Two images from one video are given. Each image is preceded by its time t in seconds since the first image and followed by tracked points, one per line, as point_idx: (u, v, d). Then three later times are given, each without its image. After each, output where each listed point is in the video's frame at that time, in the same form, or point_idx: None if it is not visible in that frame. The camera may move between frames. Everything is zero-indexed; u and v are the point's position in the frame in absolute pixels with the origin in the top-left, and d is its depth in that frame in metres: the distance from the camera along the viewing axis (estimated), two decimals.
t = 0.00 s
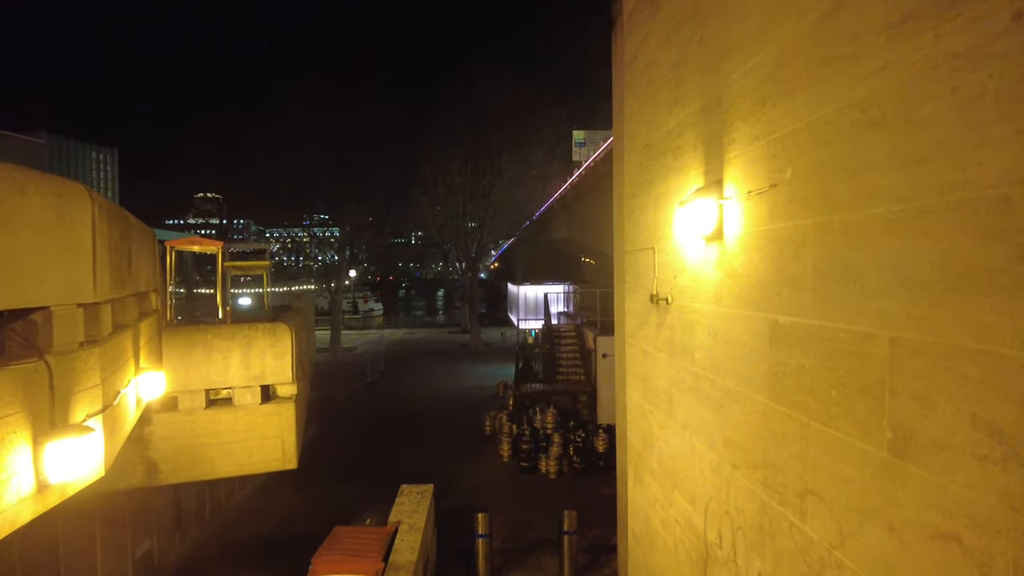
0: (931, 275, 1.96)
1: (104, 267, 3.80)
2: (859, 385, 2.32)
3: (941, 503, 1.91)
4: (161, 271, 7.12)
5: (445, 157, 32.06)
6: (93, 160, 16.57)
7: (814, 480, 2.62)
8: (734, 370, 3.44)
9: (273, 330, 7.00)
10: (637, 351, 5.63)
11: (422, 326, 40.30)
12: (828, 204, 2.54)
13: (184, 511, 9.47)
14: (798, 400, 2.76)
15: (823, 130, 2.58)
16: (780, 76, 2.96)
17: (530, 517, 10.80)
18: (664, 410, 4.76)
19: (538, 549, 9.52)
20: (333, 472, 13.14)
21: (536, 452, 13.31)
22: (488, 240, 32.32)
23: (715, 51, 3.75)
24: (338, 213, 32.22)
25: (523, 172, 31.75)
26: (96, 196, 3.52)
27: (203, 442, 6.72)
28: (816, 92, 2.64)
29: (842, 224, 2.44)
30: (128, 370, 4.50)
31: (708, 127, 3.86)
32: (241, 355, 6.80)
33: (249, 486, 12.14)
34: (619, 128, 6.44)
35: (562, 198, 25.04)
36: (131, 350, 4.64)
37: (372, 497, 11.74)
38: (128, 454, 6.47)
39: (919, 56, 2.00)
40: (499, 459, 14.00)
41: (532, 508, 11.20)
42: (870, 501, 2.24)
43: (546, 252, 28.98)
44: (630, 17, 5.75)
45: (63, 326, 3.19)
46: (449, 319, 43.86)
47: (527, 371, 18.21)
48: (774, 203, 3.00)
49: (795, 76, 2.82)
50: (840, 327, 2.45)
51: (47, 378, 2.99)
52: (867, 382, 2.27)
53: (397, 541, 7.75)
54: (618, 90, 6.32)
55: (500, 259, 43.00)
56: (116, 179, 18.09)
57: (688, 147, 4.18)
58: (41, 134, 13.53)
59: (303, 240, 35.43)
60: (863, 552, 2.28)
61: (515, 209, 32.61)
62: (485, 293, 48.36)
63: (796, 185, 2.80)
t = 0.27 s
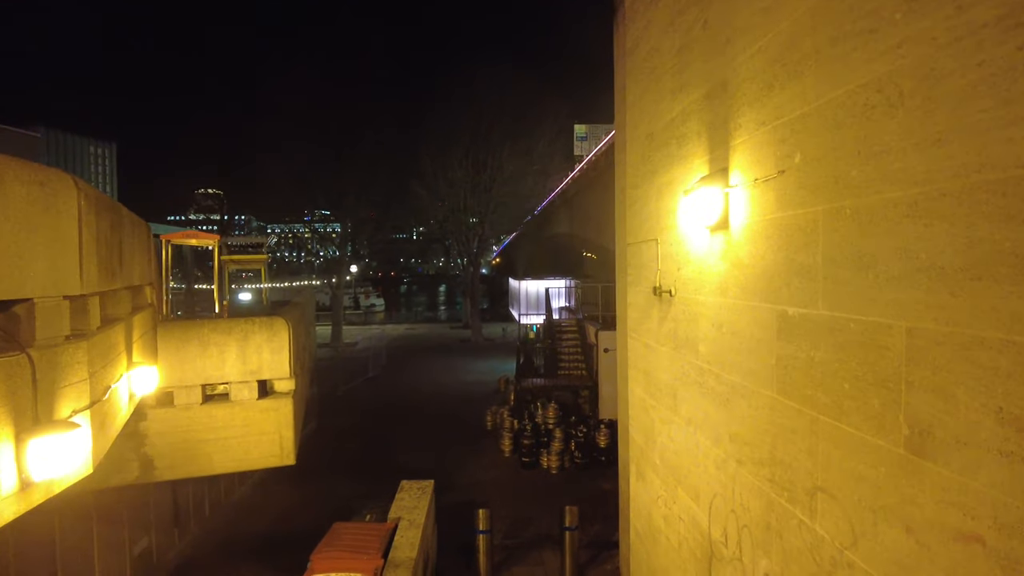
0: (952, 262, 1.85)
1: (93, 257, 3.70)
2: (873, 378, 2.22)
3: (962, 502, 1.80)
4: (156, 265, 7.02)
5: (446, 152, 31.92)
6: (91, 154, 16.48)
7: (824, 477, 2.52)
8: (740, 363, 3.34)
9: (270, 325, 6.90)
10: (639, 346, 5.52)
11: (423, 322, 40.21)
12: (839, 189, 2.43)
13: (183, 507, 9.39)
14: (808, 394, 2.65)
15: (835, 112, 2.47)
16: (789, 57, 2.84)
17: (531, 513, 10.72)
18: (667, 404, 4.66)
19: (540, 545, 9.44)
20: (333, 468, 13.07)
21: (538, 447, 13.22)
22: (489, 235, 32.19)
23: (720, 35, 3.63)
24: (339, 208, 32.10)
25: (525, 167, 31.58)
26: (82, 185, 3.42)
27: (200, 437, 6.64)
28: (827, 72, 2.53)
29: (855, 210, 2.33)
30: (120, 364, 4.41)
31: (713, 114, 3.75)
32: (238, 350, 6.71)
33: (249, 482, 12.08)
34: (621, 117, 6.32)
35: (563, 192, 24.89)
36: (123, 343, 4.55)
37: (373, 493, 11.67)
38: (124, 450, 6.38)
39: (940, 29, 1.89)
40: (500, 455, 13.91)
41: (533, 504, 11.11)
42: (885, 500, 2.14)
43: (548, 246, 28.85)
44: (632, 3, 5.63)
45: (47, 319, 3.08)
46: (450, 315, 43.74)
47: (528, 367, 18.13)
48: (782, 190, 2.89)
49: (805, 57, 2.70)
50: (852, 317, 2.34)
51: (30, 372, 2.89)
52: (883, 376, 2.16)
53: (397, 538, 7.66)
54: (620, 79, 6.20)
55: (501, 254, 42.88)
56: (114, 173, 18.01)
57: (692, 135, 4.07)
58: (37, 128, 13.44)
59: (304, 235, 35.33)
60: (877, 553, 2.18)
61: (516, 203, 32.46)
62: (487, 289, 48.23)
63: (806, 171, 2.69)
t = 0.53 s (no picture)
0: (983, 236, 1.75)
1: (86, 242, 3.61)
2: (894, 361, 2.11)
3: (994, 491, 1.70)
4: (153, 255, 6.91)
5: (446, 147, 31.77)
6: (89, 148, 16.40)
7: (842, 467, 2.42)
8: (751, 351, 3.23)
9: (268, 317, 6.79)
10: (644, 336, 5.43)
11: (424, 318, 40.10)
12: (858, 165, 2.32)
13: (182, 502, 9.29)
14: (824, 381, 2.55)
15: (852, 85, 2.37)
16: (804, 31, 2.73)
17: (532, 508, 10.62)
18: (673, 395, 4.56)
19: (541, 541, 9.34)
20: (333, 463, 12.99)
21: (539, 443, 13.12)
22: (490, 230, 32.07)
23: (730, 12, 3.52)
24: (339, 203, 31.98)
25: (526, 162, 31.45)
26: (70, 167, 3.30)
27: (197, 431, 6.54)
28: (846, 43, 2.42)
29: (875, 185, 2.23)
30: (113, 354, 4.31)
31: (722, 95, 3.64)
32: (236, 342, 6.61)
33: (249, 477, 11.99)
34: (625, 105, 6.21)
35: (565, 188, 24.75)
36: (117, 333, 4.46)
37: (373, 488, 11.58)
38: (121, 442, 6.29)
39: None
40: (501, 450, 13.82)
41: (535, 499, 11.02)
42: (908, 490, 2.03)
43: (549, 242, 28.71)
44: None
45: (31, 304, 2.97)
46: (451, 311, 43.65)
47: (529, 362, 18.02)
48: (796, 170, 2.78)
49: (820, 30, 2.60)
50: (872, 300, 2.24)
51: (15, 359, 2.78)
52: (906, 358, 2.06)
53: (397, 533, 7.56)
54: (624, 67, 6.09)
55: (502, 250, 42.74)
56: (113, 167, 17.92)
57: (700, 117, 3.96)
58: (34, 121, 13.33)
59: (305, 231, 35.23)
60: (900, 545, 2.07)
61: (517, 199, 32.32)
62: (488, 285, 48.11)
63: (822, 148, 2.58)
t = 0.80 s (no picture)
0: None
1: (74, 233, 3.50)
2: (923, 353, 1.99)
3: None
4: (148, 250, 6.79)
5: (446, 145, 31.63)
6: (87, 146, 16.30)
7: (864, 464, 2.30)
8: (765, 345, 3.11)
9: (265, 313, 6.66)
10: (649, 333, 5.31)
11: (424, 318, 39.97)
12: (882, 146, 2.20)
13: (178, 502, 9.17)
14: (844, 374, 2.43)
15: (876, 62, 2.25)
16: (823, 8, 2.61)
17: (533, 508, 10.50)
18: (680, 392, 4.44)
19: (543, 541, 9.22)
20: (332, 463, 12.86)
21: (540, 442, 13.00)
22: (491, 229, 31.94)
23: None
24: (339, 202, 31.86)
25: (527, 161, 31.33)
26: (57, 154, 3.18)
27: (193, 429, 6.41)
28: (869, 19, 2.30)
29: (901, 167, 2.11)
30: (104, 349, 4.19)
31: (733, 81, 3.52)
32: (232, 339, 6.48)
33: (247, 476, 11.87)
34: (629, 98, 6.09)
35: (566, 187, 24.62)
36: (109, 327, 4.33)
37: (372, 488, 11.45)
38: (114, 440, 6.17)
39: None
40: (502, 449, 13.70)
41: (535, 499, 10.90)
42: (940, 489, 1.91)
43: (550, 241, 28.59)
44: None
45: (15, 294, 2.85)
46: (451, 311, 43.51)
47: (529, 361, 17.90)
48: (814, 154, 2.66)
49: (840, 7, 2.48)
50: (897, 288, 2.12)
51: None
52: (937, 347, 1.93)
53: (396, 533, 7.44)
54: (628, 58, 5.97)
55: (501, 250, 42.61)
56: (111, 164, 17.80)
57: (709, 105, 3.84)
58: (31, 118, 13.22)
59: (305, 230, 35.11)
60: (930, 547, 1.95)
61: (518, 198, 32.19)
62: (488, 285, 47.96)
63: (843, 130, 2.46)
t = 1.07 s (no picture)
0: None
1: (56, 214, 3.33)
2: (951, 331, 1.86)
3: None
4: (140, 242, 6.66)
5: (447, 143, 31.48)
6: (84, 141, 16.17)
7: (883, 452, 2.17)
8: (775, 330, 2.97)
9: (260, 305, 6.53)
10: (652, 323, 5.17)
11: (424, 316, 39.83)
12: (905, 112, 2.07)
13: (174, 499, 9.04)
14: (862, 357, 2.30)
15: (898, 23, 2.11)
16: None
17: (534, 506, 10.36)
18: (685, 384, 4.31)
19: (543, 539, 9.09)
20: (330, 461, 12.73)
21: (541, 439, 12.87)
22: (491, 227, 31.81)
23: None
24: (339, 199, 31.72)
25: (527, 158, 31.20)
26: (36, 131, 3.03)
27: (186, 423, 6.28)
28: None
29: (926, 134, 1.97)
30: (91, 338, 4.07)
31: (741, 58, 3.38)
32: (226, 332, 6.35)
33: (244, 474, 11.74)
34: (632, 84, 5.95)
35: (567, 184, 24.48)
36: (96, 316, 4.20)
37: (371, 485, 11.32)
38: (106, 435, 6.04)
39: None
40: (502, 447, 13.57)
41: (536, 496, 10.77)
42: (970, 476, 1.78)
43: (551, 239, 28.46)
44: None
45: None
46: (452, 309, 43.38)
47: (530, 358, 17.77)
48: (828, 127, 2.53)
49: None
50: (922, 263, 1.98)
51: None
52: (968, 324, 1.80)
53: (394, 530, 7.30)
54: (630, 45, 5.83)
55: (502, 248, 42.45)
56: (108, 160, 17.68)
57: (716, 83, 3.70)
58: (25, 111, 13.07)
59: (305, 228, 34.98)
60: (959, 539, 1.82)
61: (519, 195, 32.06)
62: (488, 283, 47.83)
63: (861, 99, 2.32)
